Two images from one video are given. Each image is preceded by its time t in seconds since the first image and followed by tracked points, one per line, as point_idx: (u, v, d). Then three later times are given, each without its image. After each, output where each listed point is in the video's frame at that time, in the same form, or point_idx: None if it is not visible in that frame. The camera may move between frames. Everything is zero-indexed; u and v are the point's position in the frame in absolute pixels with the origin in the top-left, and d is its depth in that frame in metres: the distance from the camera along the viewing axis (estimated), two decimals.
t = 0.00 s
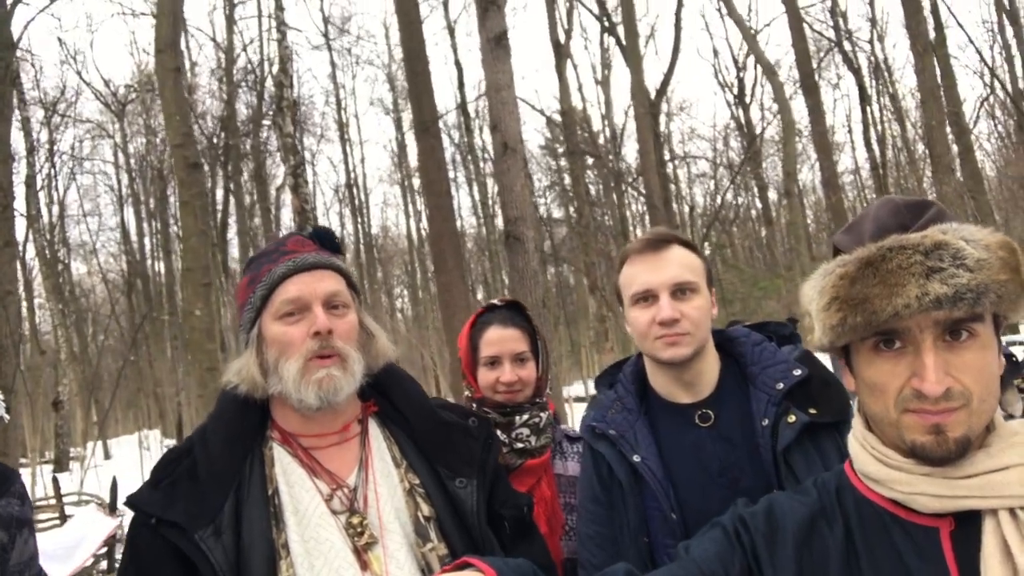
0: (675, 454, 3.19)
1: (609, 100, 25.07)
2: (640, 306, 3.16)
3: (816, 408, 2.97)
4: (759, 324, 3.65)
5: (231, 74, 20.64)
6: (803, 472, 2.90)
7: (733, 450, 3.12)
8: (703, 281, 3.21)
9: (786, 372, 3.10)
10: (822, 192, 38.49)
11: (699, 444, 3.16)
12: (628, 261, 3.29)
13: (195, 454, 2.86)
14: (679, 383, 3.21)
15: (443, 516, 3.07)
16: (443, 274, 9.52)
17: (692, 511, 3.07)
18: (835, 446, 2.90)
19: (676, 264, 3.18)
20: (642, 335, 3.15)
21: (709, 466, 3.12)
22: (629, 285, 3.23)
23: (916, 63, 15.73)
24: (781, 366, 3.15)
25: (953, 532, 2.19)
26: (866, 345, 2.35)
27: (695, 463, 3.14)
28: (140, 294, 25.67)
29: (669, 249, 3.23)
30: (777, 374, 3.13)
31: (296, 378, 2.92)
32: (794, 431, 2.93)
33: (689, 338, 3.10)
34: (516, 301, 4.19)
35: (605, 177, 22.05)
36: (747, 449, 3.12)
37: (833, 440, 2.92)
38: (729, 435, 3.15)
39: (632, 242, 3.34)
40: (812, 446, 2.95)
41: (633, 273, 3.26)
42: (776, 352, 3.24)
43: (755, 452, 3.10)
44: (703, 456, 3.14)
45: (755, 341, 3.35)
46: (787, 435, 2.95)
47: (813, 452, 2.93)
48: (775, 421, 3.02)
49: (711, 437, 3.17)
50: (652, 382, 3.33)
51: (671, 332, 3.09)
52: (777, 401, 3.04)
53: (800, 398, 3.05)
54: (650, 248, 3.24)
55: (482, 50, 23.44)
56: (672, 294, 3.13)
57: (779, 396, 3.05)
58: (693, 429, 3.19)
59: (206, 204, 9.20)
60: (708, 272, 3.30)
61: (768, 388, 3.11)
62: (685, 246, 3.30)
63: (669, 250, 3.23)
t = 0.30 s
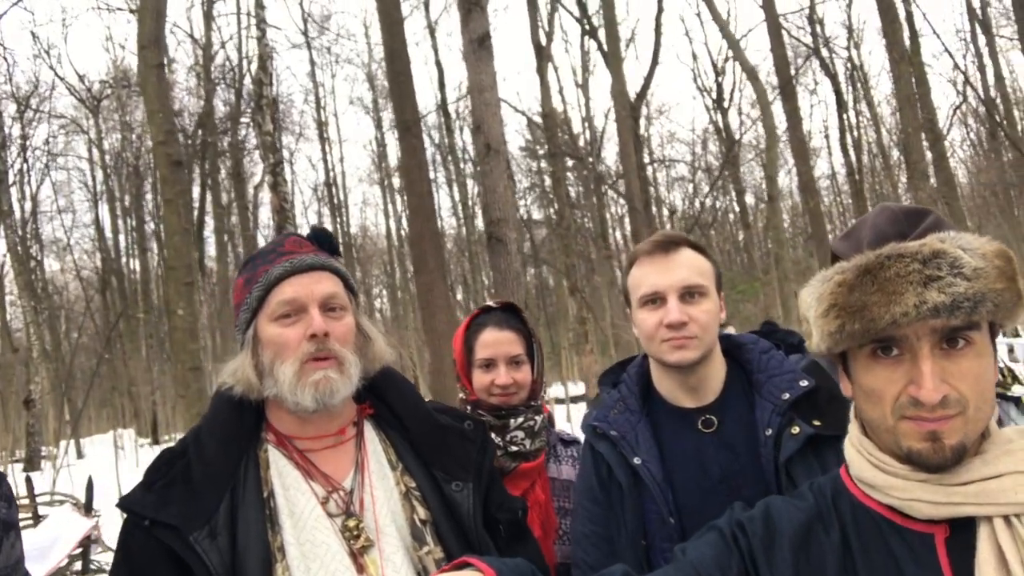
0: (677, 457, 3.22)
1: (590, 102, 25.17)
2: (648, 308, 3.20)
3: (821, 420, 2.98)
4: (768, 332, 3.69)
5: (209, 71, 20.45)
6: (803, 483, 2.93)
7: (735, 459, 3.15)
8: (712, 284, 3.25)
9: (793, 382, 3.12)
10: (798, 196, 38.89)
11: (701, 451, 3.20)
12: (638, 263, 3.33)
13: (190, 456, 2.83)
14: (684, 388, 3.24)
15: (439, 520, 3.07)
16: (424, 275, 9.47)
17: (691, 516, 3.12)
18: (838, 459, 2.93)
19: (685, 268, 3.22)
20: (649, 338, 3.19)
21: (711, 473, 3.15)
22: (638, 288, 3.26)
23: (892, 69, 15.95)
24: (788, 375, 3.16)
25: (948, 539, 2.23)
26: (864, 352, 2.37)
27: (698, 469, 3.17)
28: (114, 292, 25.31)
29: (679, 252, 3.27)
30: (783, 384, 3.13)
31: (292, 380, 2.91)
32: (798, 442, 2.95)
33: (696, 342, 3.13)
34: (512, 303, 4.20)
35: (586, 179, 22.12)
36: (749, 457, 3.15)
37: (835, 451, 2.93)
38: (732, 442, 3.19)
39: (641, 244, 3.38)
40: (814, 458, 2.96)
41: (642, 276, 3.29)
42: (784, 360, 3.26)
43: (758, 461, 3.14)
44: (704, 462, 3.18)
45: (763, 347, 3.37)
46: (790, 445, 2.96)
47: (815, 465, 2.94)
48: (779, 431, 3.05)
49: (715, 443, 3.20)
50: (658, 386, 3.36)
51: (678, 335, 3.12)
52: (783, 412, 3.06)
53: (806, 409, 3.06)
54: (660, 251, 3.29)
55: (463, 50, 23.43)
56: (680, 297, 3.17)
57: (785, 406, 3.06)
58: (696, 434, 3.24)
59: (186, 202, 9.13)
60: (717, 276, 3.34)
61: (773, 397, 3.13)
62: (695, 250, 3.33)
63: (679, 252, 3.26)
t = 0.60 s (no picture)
0: (698, 446, 3.33)
1: (571, 105, 25.22)
2: (677, 302, 3.32)
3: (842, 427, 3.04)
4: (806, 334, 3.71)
5: (187, 70, 20.23)
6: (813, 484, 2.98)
7: (755, 456, 3.24)
8: (741, 277, 3.34)
9: (820, 387, 3.17)
10: (776, 202, 39.25)
11: (722, 443, 3.31)
12: (668, 258, 3.45)
13: (179, 460, 2.80)
14: (715, 383, 3.34)
15: (432, 524, 3.05)
16: (405, 277, 9.42)
17: (705, 507, 3.22)
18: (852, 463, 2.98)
19: (713, 261, 3.33)
20: (678, 331, 3.31)
21: (728, 468, 3.26)
22: (667, 281, 3.39)
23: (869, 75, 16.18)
24: (818, 380, 3.20)
25: (942, 538, 2.25)
26: (858, 355, 2.39)
27: (715, 463, 3.27)
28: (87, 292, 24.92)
29: (708, 245, 3.37)
30: (811, 388, 3.18)
31: (287, 383, 2.92)
32: (816, 444, 2.99)
33: (724, 335, 3.23)
34: (503, 305, 4.22)
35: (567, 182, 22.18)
36: (768, 454, 3.24)
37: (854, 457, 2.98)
38: (753, 439, 3.28)
39: (671, 239, 3.50)
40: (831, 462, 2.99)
41: (671, 270, 3.42)
42: (815, 364, 3.29)
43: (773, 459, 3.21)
44: (721, 456, 3.29)
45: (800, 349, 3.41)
46: (806, 446, 3.00)
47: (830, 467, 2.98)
48: (797, 432, 3.09)
49: (737, 439, 3.30)
50: (689, 378, 3.48)
51: (705, 329, 3.23)
52: (805, 414, 3.10)
53: (829, 414, 3.13)
54: (689, 245, 3.40)
55: (445, 52, 23.43)
56: (707, 290, 3.28)
57: (808, 408, 3.11)
58: (720, 427, 3.34)
59: (166, 202, 9.04)
60: (749, 269, 3.42)
61: (799, 399, 3.17)
62: (727, 242, 3.41)
63: (707, 245, 3.37)
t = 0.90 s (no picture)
0: (716, 447, 3.43)
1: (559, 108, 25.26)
2: (705, 303, 3.41)
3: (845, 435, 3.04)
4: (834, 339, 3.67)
5: (174, 68, 20.12)
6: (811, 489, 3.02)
7: (766, 459, 3.29)
8: (771, 279, 3.41)
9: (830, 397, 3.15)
10: (763, 206, 39.45)
11: (736, 445, 3.39)
12: (698, 260, 3.54)
13: (173, 458, 2.77)
14: (739, 386, 3.42)
15: (425, 526, 3.02)
16: (394, 279, 9.38)
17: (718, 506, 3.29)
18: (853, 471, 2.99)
19: (741, 262, 3.41)
20: (706, 333, 3.40)
21: (739, 468, 3.32)
22: (696, 283, 3.48)
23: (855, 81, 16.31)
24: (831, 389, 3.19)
25: (938, 545, 2.26)
26: (855, 360, 2.40)
27: (728, 464, 3.36)
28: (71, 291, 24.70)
29: (736, 247, 3.46)
30: (821, 396, 3.18)
31: (278, 380, 2.89)
32: (814, 451, 3.03)
33: (752, 337, 3.30)
34: (500, 305, 4.20)
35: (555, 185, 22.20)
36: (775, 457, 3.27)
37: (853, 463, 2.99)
38: (767, 443, 3.33)
39: (701, 241, 3.58)
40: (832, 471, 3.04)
41: (700, 272, 3.51)
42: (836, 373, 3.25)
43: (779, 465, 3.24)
44: (734, 455, 3.37)
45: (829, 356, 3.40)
46: (805, 453, 3.04)
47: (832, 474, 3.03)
48: (799, 439, 3.12)
49: (751, 442, 3.36)
50: (719, 381, 3.56)
51: (732, 330, 3.31)
52: (811, 421, 3.12)
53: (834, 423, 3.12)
54: (717, 247, 3.49)
55: (434, 53, 23.41)
56: (735, 291, 3.36)
57: (815, 416, 3.12)
58: (736, 428, 3.42)
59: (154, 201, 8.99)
60: (778, 272, 3.49)
61: (808, 407, 3.18)
62: (756, 245, 3.49)
63: (736, 247, 3.46)
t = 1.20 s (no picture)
0: (705, 446, 3.43)
1: (550, 103, 25.22)
2: (700, 304, 3.39)
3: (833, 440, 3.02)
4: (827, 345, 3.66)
5: (162, 57, 19.91)
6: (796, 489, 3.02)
7: (753, 458, 3.29)
8: (765, 284, 3.41)
9: (819, 399, 3.14)
10: (752, 205, 39.59)
11: (726, 446, 3.39)
12: (693, 261, 3.54)
13: (159, 457, 2.73)
14: (730, 388, 3.41)
15: (413, 525, 2.99)
16: (382, 272, 9.33)
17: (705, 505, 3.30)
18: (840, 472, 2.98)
19: (738, 266, 3.39)
20: (701, 336, 3.36)
21: (727, 467, 3.33)
22: (691, 285, 3.47)
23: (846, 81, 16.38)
24: (819, 392, 3.18)
25: (931, 549, 2.25)
26: (851, 366, 2.39)
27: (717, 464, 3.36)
28: (55, 280, 24.46)
29: (734, 250, 3.44)
30: (809, 398, 3.17)
31: (272, 381, 2.90)
32: (799, 452, 3.02)
33: (744, 342, 3.29)
34: (499, 303, 4.24)
35: (545, 180, 22.17)
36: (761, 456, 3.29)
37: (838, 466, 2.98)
38: (756, 444, 3.32)
39: (699, 243, 3.57)
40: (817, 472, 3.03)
41: (696, 273, 3.50)
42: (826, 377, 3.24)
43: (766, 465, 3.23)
44: (724, 456, 3.38)
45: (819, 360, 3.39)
46: (790, 454, 3.03)
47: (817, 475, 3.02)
48: (785, 439, 3.12)
49: (739, 443, 3.36)
50: (709, 383, 3.55)
51: (727, 334, 3.30)
52: (796, 422, 3.12)
53: (821, 425, 3.11)
54: (715, 249, 3.47)
55: (425, 45, 23.30)
56: (730, 294, 3.35)
57: (801, 418, 3.11)
58: (725, 428, 3.42)
59: (143, 192, 8.91)
60: (774, 278, 3.48)
61: (795, 409, 3.17)
62: (751, 249, 3.49)
63: (734, 252, 3.44)
